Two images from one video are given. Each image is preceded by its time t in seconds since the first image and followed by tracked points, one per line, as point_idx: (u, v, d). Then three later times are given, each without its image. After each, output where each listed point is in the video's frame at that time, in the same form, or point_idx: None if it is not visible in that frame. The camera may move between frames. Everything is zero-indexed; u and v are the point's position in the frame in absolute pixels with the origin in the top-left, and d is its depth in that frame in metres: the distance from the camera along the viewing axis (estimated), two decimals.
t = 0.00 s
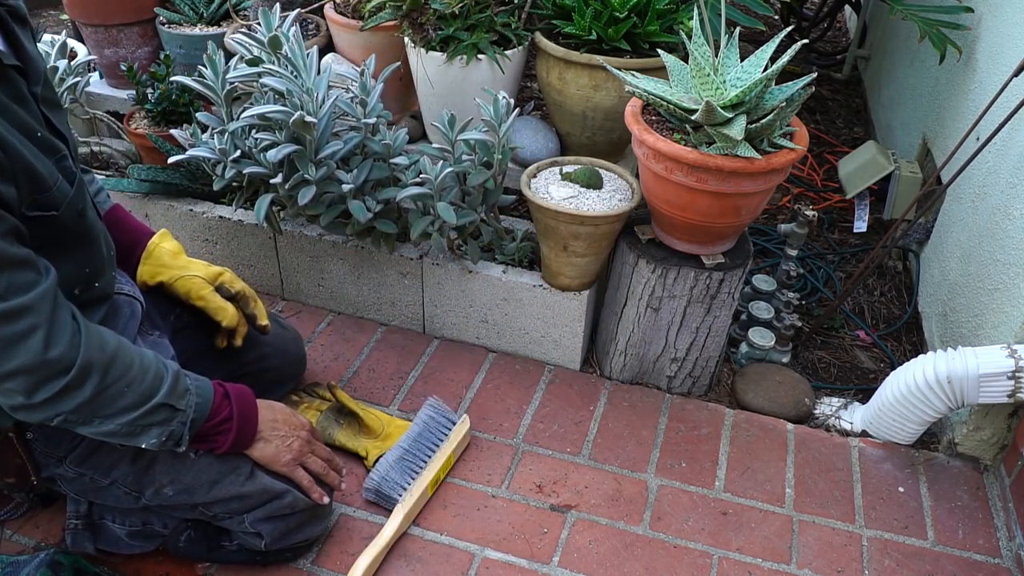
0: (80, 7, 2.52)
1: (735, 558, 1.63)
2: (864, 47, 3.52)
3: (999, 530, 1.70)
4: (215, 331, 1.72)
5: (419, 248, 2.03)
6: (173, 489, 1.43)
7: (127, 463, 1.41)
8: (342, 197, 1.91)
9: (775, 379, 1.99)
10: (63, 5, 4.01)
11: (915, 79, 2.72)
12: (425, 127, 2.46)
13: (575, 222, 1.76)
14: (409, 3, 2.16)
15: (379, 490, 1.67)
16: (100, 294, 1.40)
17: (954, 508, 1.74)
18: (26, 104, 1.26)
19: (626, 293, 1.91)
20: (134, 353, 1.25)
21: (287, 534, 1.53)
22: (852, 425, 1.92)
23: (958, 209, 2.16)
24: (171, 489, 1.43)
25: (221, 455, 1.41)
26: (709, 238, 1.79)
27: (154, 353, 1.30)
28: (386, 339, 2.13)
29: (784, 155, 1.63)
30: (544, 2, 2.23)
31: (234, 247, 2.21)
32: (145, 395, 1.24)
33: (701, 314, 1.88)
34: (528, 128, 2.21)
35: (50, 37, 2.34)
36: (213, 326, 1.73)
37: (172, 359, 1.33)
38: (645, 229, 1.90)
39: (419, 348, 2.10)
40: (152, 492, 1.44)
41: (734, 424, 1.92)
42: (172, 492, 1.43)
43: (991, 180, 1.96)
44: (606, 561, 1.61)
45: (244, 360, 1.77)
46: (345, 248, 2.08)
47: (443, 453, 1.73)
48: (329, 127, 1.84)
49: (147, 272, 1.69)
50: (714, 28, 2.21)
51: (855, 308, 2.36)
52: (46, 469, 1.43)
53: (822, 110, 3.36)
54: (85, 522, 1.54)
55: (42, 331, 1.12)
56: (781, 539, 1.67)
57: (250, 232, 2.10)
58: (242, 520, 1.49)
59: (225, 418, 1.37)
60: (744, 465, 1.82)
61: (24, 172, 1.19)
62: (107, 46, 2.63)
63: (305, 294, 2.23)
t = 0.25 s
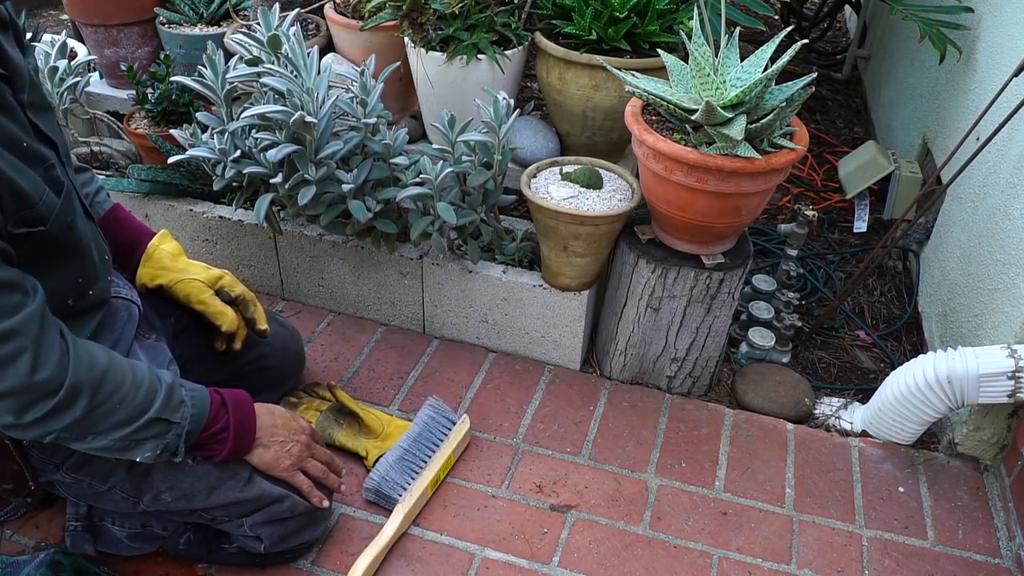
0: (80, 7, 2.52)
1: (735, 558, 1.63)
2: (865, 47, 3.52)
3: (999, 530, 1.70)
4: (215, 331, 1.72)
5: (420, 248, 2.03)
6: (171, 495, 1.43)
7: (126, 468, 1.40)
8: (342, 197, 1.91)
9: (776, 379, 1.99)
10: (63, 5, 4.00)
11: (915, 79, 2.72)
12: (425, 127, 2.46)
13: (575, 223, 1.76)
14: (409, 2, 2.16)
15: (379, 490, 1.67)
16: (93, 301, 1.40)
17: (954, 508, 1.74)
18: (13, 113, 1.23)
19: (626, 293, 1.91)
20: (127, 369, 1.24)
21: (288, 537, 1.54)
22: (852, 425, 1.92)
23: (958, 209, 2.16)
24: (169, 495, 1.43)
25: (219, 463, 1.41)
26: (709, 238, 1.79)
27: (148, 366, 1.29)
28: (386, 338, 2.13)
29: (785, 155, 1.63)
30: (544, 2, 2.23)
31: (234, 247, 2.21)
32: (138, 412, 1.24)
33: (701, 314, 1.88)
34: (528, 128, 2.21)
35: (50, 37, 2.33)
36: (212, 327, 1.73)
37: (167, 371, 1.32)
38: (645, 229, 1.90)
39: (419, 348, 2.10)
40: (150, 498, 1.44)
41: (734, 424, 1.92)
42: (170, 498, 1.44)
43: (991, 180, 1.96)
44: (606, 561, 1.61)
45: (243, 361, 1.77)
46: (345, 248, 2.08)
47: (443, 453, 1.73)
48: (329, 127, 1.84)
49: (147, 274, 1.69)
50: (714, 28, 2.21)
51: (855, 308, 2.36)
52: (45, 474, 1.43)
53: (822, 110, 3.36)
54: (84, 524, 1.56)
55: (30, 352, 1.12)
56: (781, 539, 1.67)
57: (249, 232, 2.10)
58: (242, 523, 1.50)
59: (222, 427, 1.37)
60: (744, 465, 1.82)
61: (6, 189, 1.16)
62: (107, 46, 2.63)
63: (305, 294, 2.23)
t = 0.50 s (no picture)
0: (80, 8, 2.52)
1: (736, 558, 1.63)
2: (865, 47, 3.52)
3: (999, 530, 1.70)
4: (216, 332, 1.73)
5: (420, 248, 2.03)
6: (168, 501, 1.43)
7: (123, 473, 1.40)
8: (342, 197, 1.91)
9: (776, 379, 1.99)
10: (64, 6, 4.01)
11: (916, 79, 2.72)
12: (425, 127, 2.46)
13: (575, 223, 1.75)
14: (410, 2, 2.16)
15: (379, 490, 1.67)
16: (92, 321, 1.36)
17: (955, 508, 1.74)
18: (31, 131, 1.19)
19: (626, 293, 1.91)
20: (132, 402, 1.17)
21: (288, 538, 1.54)
22: (853, 425, 1.92)
23: (958, 209, 2.16)
24: (165, 501, 1.43)
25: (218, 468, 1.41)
26: (708, 239, 1.79)
27: (158, 390, 1.22)
28: (386, 338, 2.13)
29: (785, 155, 1.63)
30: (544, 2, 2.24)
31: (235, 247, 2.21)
32: (139, 447, 1.19)
33: (701, 314, 1.88)
34: (528, 128, 2.21)
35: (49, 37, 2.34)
36: (213, 328, 1.73)
37: (178, 394, 1.24)
38: (645, 229, 1.90)
39: (419, 349, 2.10)
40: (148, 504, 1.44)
41: (734, 424, 1.92)
42: (168, 503, 1.44)
43: (991, 181, 1.96)
44: (606, 561, 1.61)
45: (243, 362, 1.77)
46: (345, 248, 2.08)
47: (443, 453, 1.73)
48: (329, 128, 1.84)
49: (243, 266, 1.61)
50: (714, 28, 2.21)
51: (856, 308, 2.36)
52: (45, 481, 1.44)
53: (822, 110, 3.36)
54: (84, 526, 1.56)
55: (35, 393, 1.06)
56: (782, 539, 1.67)
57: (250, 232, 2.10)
58: (241, 525, 1.50)
59: (232, 442, 1.29)
60: (745, 465, 1.82)
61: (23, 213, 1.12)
62: (107, 46, 2.63)
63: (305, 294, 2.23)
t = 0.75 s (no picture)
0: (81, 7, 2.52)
1: (736, 558, 1.63)
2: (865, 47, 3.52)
3: (999, 530, 1.70)
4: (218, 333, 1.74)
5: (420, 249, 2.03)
6: (165, 512, 1.42)
7: (117, 487, 1.38)
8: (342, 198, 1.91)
9: (775, 379, 1.99)
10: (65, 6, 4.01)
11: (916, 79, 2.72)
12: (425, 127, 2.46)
13: (576, 223, 1.75)
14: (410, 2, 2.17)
15: (379, 490, 1.68)
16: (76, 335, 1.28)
17: (955, 508, 1.74)
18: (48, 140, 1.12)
19: (625, 293, 1.91)
20: (284, 385, 1.05)
21: (287, 543, 1.55)
22: (853, 425, 1.92)
23: (958, 209, 2.16)
24: (162, 512, 1.42)
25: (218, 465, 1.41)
26: (708, 239, 1.79)
27: (316, 371, 1.09)
28: (386, 338, 2.13)
29: (785, 155, 1.63)
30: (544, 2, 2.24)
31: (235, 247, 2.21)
32: (311, 431, 1.07)
33: (701, 314, 1.88)
34: (528, 127, 2.21)
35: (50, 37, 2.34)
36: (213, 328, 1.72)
37: (335, 371, 1.10)
38: (644, 229, 1.90)
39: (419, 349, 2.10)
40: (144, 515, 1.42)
41: (734, 424, 1.92)
42: (164, 515, 1.42)
43: (991, 181, 1.96)
44: (606, 561, 1.61)
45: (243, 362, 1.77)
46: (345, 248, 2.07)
47: (443, 453, 1.73)
48: (328, 127, 1.84)
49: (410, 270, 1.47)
50: (714, 28, 2.21)
51: (856, 308, 2.36)
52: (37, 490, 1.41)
53: (822, 110, 3.36)
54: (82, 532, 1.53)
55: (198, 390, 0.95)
56: (782, 539, 1.67)
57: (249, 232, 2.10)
58: (240, 532, 1.51)
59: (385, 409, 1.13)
60: (745, 466, 1.82)
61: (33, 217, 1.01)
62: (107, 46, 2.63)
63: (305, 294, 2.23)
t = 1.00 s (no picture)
0: (81, 7, 2.52)
1: (736, 558, 1.63)
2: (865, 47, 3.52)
3: (999, 530, 1.70)
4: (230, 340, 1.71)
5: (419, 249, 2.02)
6: (169, 508, 1.43)
7: (125, 481, 1.39)
8: (342, 198, 1.91)
9: (775, 379, 1.99)
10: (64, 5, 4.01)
11: (916, 79, 2.72)
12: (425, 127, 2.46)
13: (577, 223, 1.75)
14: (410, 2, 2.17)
15: (380, 490, 1.68)
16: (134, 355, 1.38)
17: (955, 508, 1.74)
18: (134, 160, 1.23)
19: (625, 294, 1.91)
20: (445, 340, 1.27)
21: (287, 543, 1.55)
22: (852, 425, 1.93)
23: (958, 209, 2.16)
24: (167, 508, 1.43)
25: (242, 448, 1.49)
26: (708, 238, 1.79)
27: (470, 326, 1.32)
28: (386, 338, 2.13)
29: (785, 155, 1.63)
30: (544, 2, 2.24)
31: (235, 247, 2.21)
32: (478, 376, 1.31)
33: (701, 314, 1.88)
34: (528, 127, 2.21)
35: (50, 36, 2.33)
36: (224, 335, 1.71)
37: (485, 323, 1.34)
38: (644, 229, 1.90)
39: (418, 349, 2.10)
40: (149, 510, 1.43)
41: (734, 424, 1.92)
42: (169, 510, 1.43)
43: (991, 181, 1.96)
44: (606, 561, 1.61)
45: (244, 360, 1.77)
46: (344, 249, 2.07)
47: (443, 453, 1.73)
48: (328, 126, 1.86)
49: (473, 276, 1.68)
50: (714, 28, 2.21)
51: (855, 308, 2.36)
52: (41, 483, 1.41)
53: (822, 110, 3.36)
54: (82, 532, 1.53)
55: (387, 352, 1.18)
56: (781, 539, 1.67)
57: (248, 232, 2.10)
58: (241, 532, 1.51)
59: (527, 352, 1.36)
60: (745, 465, 1.82)
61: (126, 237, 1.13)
62: (107, 46, 2.63)
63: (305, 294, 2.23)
